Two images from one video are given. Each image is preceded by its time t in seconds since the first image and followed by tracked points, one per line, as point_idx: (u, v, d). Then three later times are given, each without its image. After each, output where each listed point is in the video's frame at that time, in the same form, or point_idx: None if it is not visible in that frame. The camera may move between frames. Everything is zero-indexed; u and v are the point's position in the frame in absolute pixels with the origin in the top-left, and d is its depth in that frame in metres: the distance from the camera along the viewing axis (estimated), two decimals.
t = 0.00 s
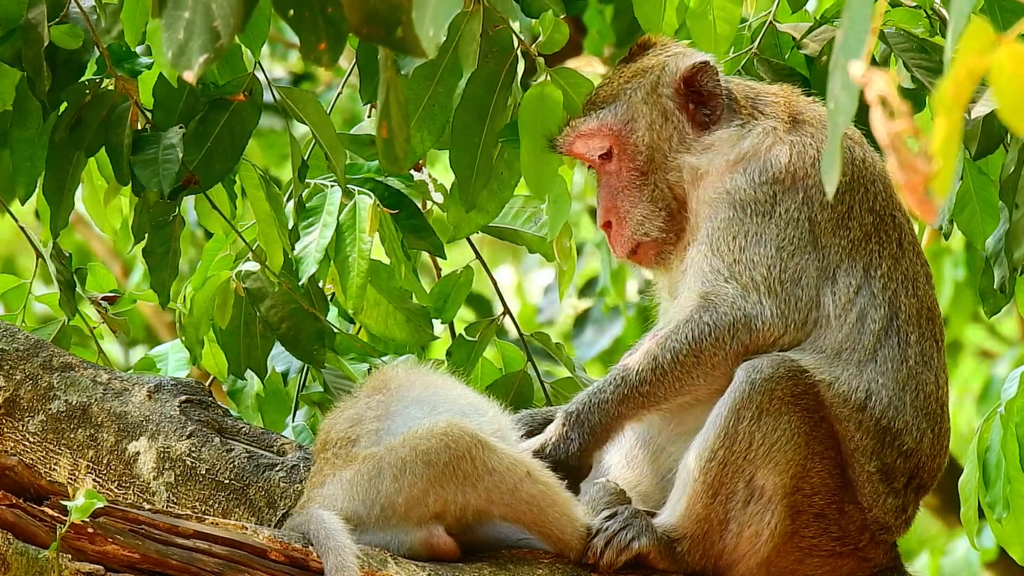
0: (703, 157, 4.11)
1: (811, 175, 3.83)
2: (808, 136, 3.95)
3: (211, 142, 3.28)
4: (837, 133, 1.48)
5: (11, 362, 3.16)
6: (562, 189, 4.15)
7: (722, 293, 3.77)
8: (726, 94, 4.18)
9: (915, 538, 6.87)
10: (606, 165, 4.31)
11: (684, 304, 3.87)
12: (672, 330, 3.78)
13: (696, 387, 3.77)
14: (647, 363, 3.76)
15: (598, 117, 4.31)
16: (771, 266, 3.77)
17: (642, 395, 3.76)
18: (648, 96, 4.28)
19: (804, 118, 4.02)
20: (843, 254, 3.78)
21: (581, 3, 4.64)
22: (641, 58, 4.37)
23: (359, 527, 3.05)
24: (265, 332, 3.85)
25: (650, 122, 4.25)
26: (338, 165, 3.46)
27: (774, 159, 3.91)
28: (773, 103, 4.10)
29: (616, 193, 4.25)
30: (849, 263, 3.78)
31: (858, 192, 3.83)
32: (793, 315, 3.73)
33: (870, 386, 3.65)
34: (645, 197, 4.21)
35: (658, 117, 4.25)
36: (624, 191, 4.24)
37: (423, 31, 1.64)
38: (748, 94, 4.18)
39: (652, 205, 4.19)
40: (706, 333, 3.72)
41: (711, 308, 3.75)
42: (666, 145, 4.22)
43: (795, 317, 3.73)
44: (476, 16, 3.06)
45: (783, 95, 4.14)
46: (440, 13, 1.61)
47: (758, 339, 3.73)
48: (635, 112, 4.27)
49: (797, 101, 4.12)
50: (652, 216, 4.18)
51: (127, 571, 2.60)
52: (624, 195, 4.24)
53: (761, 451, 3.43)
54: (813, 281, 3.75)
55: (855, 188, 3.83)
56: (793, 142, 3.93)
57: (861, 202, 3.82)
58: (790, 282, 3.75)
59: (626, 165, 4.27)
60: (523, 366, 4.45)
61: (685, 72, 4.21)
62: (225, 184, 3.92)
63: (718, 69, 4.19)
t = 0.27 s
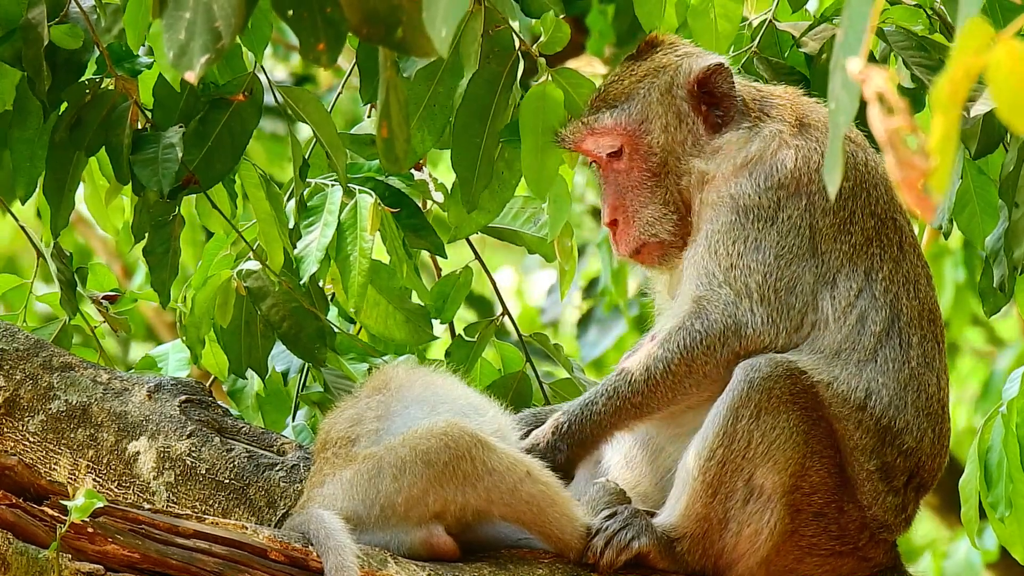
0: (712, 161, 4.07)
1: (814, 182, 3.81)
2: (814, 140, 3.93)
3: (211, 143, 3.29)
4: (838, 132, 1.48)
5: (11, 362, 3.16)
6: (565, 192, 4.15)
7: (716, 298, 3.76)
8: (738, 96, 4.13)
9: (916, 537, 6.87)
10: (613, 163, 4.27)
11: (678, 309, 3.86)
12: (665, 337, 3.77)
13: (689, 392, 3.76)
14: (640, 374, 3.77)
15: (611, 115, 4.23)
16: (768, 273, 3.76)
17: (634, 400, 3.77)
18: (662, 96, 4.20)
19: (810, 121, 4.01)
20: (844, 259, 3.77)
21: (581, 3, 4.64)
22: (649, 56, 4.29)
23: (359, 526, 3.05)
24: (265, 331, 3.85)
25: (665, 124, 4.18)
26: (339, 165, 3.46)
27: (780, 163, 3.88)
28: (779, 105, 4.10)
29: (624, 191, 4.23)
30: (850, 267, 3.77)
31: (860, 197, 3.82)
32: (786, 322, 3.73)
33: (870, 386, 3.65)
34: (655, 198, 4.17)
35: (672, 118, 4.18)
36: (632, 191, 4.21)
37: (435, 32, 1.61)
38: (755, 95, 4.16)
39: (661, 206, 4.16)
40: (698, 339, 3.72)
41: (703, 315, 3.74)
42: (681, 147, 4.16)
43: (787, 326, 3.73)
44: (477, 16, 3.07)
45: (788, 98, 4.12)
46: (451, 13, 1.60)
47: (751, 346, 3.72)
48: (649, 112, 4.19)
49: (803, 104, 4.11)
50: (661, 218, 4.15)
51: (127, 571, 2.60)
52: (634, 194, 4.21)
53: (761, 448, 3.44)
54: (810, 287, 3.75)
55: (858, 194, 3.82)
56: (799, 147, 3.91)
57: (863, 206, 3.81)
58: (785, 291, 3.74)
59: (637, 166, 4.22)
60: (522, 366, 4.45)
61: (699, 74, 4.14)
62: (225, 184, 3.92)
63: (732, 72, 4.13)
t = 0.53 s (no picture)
0: (717, 166, 4.05)
1: (819, 185, 3.82)
2: (814, 144, 3.94)
3: (211, 143, 3.28)
4: (840, 132, 1.48)
5: (11, 362, 3.16)
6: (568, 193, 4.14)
7: (728, 301, 3.76)
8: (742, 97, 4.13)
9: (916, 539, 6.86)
10: (619, 165, 4.24)
11: (690, 313, 3.86)
12: (676, 339, 3.77)
13: (703, 393, 3.76)
14: (652, 374, 3.75)
15: (619, 118, 4.22)
16: (779, 276, 3.76)
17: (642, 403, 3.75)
18: (668, 99, 4.19)
19: (810, 125, 4.01)
20: (846, 262, 3.78)
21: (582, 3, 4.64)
22: (652, 57, 4.29)
23: (359, 527, 3.05)
24: (264, 332, 3.84)
25: (671, 127, 4.17)
26: (339, 165, 3.46)
27: (784, 167, 3.88)
28: (780, 108, 4.08)
29: (630, 194, 4.21)
30: (853, 270, 3.77)
31: (861, 200, 3.82)
32: (796, 324, 3.73)
33: (875, 387, 3.65)
34: (662, 201, 4.15)
35: (679, 121, 4.17)
36: (639, 194, 4.19)
37: (425, 30, 1.63)
38: (757, 96, 4.14)
39: (668, 209, 4.14)
40: (712, 342, 3.72)
41: (716, 318, 3.75)
42: (688, 150, 4.15)
43: (800, 329, 3.73)
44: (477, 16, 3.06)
45: (788, 100, 4.10)
46: (442, 12, 1.61)
47: (765, 349, 3.73)
48: (656, 115, 4.19)
49: (804, 107, 4.09)
50: (669, 221, 4.13)
51: (126, 571, 2.60)
52: (640, 197, 4.19)
53: (761, 449, 3.43)
54: (818, 290, 3.75)
55: (858, 197, 3.82)
56: (801, 150, 3.92)
57: (864, 209, 3.82)
58: (797, 294, 3.74)
59: (644, 169, 4.20)
60: (522, 366, 4.44)
61: (704, 75, 4.13)
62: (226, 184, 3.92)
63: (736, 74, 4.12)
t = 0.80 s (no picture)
0: (722, 168, 4.05)
1: (823, 186, 3.83)
2: (817, 146, 3.94)
3: (210, 143, 3.28)
4: (843, 133, 1.48)
5: (11, 363, 3.16)
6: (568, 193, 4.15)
7: (734, 301, 3.76)
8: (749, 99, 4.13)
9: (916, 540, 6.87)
10: (623, 163, 4.24)
11: (694, 311, 3.86)
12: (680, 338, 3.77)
13: (709, 392, 3.77)
14: (658, 373, 3.75)
15: (624, 117, 4.21)
16: (784, 276, 3.76)
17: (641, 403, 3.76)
18: (675, 99, 4.18)
19: (815, 126, 4.02)
20: (849, 264, 3.79)
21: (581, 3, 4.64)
22: (656, 55, 4.27)
23: (359, 527, 3.05)
24: (264, 332, 3.84)
25: (677, 127, 4.16)
26: (339, 165, 3.46)
27: (787, 168, 3.88)
28: (784, 109, 4.09)
29: (634, 192, 4.21)
30: (855, 271, 3.78)
31: (864, 202, 3.83)
32: (800, 325, 3.74)
33: (877, 388, 3.66)
34: (667, 200, 4.15)
35: (685, 121, 4.16)
36: (643, 193, 4.19)
37: (424, 32, 1.63)
38: (761, 98, 4.15)
39: (672, 208, 4.14)
40: (718, 342, 3.72)
41: (720, 317, 3.75)
42: (694, 150, 4.15)
43: (804, 329, 3.74)
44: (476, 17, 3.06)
45: (792, 102, 4.12)
46: (441, 13, 1.62)
47: (771, 349, 3.73)
48: (663, 114, 4.18)
49: (807, 108, 4.10)
50: (673, 219, 4.13)
51: (127, 571, 2.60)
52: (644, 196, 4.19)
53: (761, 450, 3.44)
54: (823, 290, 3.76)
55: (861, 198, 3.83)
56: (804, 151, 3.92)
57: (867, 210, 3.82)
58: (802, 293, 3.74)
59: (648, 168, 4.19)
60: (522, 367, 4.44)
61: (710, 76, 4.14)
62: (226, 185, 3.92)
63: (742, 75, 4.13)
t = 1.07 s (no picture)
0: (723, 169, 4.05)
1: (823, 186, 3.83)
2: (818, 146, 3.93)
3: (210, 143, 3.28)
4: (851, 136, 1.49)
5: (11, 362, 3.16)
6: (567, 195, 4.14)
7: (738, 300, 3.75)
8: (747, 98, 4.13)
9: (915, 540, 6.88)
10: (624, 163, 4.24)
11: (698, 310, 3.85)
12: (685, 337, 3.75)
13: (713, 393, 3.75)
14: (663, 373, 3.74)
15: (626, 117, 4.21)
16: (787, 275, 3.76)
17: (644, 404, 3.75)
18: (676, 99, 4.19)
19: (815, 126, 4.01)
20: (848, 265, 3.79)
21: (581, 3, 4.64)
22: (657, 55, 4.27)
23: (360, 527, 3.05)
24: (264, 332, 3.84)
25: (679, 127, 4.16)
26: (339, 166, 3.46)
27: (788, 168, 3.89)
28: (784, 109, 4.10)
29: (636, 192, 4.22)
30: (855, 271, 3.79)
31: (864, 202, 3.83)
32: (804, 324, 3.73)
33: (878, 388, 3.66)
34: (668, 200, 4.15)
35: (687, 121, 4.16)
36: (645, 192, 4.19)
37: (429, 31, 1.66)
38: (761, 98, 4.16)
39: (674, 208, 4.14)
40: (723, 341, 3.71)
41: (726, 316, 3.74)
42: (695, 150, 4.15)
43: (808, 328, 3.73)
44: (475, 17, 3.07)
45: (791, 102, 4.12)
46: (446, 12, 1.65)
47: (775, 349, 3.73)
48: (665, 114, 4.18)
49: (807, 109, 4.10)
50: (675, 219, 4.13)
51: (127, 571, 2.60)
52: (646, 195, 4.19)
53: (761, 450, 3.44)
54: (825, 290, 3.76)
55: (861, 198, 3.83)
56: (805, 151, 3.93)
57: (867, 211, 3.82)
58: (805, 292, 3.74)
59: (650, 168, 4.20)
60: (522, 367, 4.44)
61: (711, 76, 4.14)
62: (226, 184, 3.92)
63: (743, 75, 4.13)
